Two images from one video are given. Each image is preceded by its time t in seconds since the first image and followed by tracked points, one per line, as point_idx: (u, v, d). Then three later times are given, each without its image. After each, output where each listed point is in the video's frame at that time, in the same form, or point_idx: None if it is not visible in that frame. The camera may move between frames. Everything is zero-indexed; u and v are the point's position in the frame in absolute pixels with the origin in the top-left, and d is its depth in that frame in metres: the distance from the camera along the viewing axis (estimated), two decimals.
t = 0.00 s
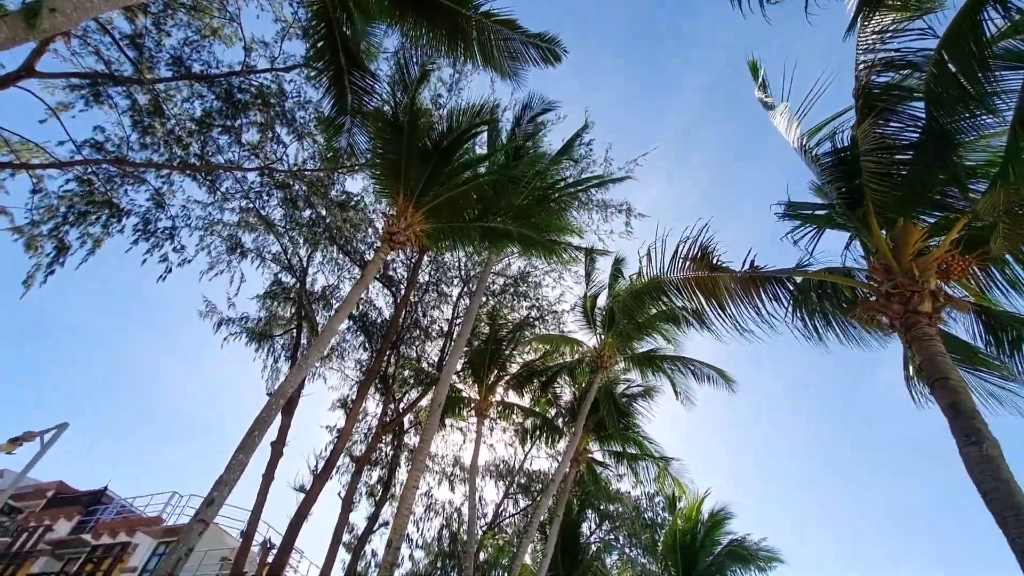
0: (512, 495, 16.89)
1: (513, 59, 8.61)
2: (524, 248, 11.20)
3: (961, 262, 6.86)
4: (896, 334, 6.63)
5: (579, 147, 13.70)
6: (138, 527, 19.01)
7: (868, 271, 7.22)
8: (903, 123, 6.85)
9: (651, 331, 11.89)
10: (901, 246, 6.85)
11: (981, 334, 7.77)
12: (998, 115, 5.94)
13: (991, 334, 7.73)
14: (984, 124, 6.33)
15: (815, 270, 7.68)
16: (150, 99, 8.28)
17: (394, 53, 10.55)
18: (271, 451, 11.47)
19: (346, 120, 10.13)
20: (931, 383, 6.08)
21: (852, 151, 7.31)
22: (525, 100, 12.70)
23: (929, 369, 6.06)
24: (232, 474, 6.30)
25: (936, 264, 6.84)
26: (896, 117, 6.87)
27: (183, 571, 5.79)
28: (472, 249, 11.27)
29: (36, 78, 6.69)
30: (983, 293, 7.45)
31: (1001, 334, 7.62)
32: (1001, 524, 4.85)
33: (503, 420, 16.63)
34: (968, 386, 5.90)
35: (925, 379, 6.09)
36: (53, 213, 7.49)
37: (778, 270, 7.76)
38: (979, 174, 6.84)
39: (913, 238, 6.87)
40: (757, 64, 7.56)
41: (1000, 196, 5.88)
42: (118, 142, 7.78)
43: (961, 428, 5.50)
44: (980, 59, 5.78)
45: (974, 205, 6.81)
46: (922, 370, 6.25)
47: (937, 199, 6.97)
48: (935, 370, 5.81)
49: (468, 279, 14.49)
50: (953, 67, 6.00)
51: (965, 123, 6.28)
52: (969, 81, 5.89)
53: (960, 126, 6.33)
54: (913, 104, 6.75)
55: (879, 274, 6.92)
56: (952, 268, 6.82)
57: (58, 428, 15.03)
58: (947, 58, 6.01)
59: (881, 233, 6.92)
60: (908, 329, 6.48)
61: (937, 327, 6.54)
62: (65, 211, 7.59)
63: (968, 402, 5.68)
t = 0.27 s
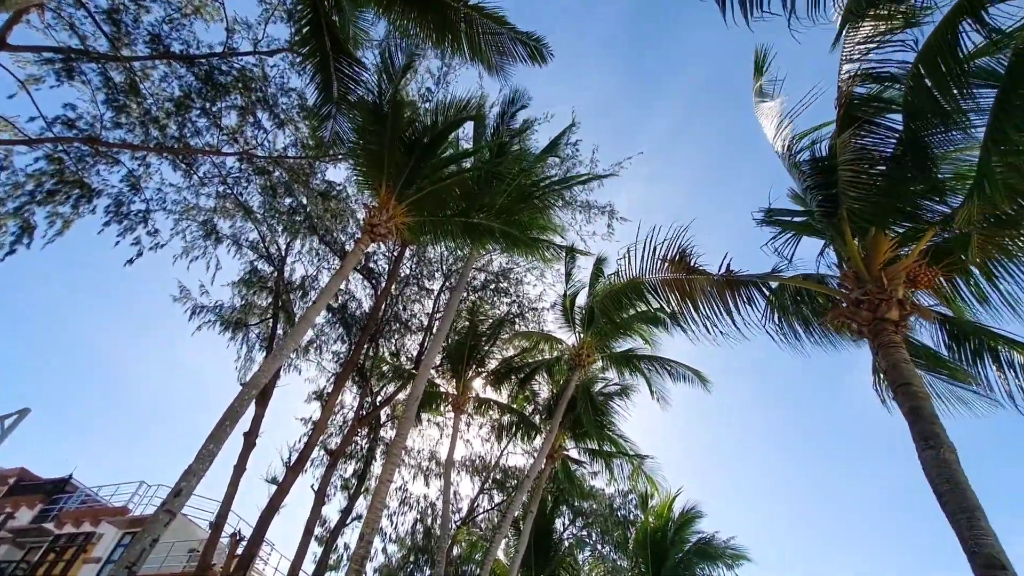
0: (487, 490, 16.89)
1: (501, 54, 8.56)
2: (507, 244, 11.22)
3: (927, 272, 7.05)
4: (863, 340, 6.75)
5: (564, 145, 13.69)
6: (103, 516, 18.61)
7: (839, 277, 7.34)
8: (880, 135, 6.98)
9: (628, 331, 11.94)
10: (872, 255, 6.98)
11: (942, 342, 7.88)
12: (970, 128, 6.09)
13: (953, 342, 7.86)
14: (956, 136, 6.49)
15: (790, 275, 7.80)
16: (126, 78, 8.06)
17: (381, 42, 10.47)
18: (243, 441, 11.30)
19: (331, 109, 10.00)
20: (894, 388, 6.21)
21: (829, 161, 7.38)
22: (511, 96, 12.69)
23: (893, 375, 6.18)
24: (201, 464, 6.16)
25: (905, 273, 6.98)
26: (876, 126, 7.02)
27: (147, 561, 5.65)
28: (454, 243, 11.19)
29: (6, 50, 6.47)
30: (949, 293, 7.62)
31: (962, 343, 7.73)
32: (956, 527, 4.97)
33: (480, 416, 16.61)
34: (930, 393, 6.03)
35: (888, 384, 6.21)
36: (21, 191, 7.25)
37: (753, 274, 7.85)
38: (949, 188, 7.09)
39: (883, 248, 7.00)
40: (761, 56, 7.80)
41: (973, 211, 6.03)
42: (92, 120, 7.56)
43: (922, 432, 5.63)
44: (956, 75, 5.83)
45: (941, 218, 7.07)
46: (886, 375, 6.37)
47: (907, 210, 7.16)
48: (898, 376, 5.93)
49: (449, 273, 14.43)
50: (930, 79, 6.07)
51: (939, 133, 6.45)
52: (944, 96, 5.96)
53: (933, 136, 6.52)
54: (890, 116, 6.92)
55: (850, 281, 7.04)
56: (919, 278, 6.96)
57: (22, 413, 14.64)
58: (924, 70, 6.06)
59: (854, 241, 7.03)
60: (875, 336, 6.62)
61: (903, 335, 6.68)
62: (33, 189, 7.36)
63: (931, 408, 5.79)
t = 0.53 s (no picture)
0: (473, 482, 16.92)
1: (501, 46, 8.50)
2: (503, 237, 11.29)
3: (914, 279, 7.13)
4: (848, 344, 6.79)
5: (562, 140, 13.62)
6: (86, 497, 18.48)
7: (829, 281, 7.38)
8: (875, 141, 7.11)
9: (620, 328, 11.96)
10: (861, 260, 6.96)
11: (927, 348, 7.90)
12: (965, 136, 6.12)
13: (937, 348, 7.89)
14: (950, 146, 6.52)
15: (781, 278, 7.85)
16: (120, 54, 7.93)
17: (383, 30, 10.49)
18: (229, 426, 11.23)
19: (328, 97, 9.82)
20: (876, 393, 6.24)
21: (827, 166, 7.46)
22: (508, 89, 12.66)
23: (876, 380, 6.21)
24: (184, 446, 6.12)
25: (893, 280, 6.98)
26: (872, 132, 7.10)
27: (126, 542, 5.60)
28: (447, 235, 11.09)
29: None
30: (932, 300, 7.58)
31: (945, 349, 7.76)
32: (930, 530, 5.00)
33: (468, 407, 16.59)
34: (912, 398, 6.07)
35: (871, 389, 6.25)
36: (9, 165, 7.13)
37: (742, 275, 7.92)
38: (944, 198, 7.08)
39: (873, 253, 7.01)
40: (772, 55, 7.81)
41: (964, 219, 6.09)
42: (83, 96, 7.45)
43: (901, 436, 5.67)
44: (955, 84, 5.79)
45: (932, 225, 7.07)
46: (869, 380, 6.40)
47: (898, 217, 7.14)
48: (880, 381, 5.97)
49: (442, 265, 14.38)
50: (927, 89, 6.04)
51: (934, 142, 6.49)
52: (943, 106, 5.91)
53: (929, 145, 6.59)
54: (885, 122, 7.06)
55: (839, 285, 7.09)
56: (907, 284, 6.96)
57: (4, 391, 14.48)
58: (922, 80, 6.01)
59: (844, 246, 7.04)
60: (860, 340, 6.64)
61: (888, 340, 6.71)
62: (21, 164, 7.24)
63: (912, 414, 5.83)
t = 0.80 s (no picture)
0: (454, 474, 16.91)
1: (499, 37, 8.44)
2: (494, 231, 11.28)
3: (896, 288, 7.25)
4: (829, 349, 6.96)
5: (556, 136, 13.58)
6: (61, 476, 18.24)
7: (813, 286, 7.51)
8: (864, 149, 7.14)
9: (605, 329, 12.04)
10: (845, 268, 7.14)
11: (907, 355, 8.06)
12: (954, 147, 6.16)
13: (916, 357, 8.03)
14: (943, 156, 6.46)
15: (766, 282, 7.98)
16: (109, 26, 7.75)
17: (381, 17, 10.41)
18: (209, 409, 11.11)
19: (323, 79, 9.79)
20: (853, 397, 6.43)
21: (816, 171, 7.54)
22: (504, 81, 12.58)
23: (852, 385, 6.40)
24: (161, 427, 6.03)
25: (875, 287, 7.14)
26: (864, 141, 7.09)
27: (98, 522, 5.53)
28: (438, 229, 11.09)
29: None
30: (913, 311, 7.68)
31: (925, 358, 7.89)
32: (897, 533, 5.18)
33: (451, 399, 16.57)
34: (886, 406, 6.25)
35: (848, 393, 6.43)
36: None
37: (728, 279, 7.97)
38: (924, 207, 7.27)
39: (857, 261, 7.17)
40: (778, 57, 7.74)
41: (946, 232, 6.15)
42: (71, 67, 7.28)
43: (875, 441, 5.83)
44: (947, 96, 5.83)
45: (916, 235, 7.04)
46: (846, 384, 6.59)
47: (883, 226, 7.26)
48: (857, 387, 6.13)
49: (432, 256, 14.31)
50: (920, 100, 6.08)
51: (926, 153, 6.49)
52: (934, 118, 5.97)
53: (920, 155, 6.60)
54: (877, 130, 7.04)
55: (822, 291, 7.26)
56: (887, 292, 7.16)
57: None
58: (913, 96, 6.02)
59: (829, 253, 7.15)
60: (840, 345, 6.81)
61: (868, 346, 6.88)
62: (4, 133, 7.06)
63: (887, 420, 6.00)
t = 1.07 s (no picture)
0: (428, 471, 16.78)
1: (488, 34, 8.37)
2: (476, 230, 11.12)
3: (866, 298, 7.41)
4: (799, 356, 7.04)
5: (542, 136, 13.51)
6: (22, 466, 17.73)
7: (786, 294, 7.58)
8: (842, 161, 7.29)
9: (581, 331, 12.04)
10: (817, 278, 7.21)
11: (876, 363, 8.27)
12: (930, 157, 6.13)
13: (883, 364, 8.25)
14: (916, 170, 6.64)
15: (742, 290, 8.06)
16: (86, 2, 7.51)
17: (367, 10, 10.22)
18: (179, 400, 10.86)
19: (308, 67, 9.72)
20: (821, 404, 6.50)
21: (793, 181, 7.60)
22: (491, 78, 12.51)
23: (821, 392, 6.48)
24: (126, 417, 5.85)
25: (846, 296, 7.27)
26: (842, 153, 7.24)
27: (56, 513, 5.34)
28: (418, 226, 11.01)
29: None
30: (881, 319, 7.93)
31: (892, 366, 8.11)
32: (859, 537, 5.28)
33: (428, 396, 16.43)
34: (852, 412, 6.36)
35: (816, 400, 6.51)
36: None
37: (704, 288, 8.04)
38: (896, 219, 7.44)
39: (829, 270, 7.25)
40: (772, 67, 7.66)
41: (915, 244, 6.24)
42: (44, 42, 7.04)
43: (839, 445, 5.94)
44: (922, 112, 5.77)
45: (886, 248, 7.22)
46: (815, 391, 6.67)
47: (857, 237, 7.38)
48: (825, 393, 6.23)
49: (413, 252, 14.18)
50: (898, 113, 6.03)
51: (902, 165, 6.60)
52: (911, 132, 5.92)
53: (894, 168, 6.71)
54: (856, 143, 7.19)
55: (794, 299, 7.33)
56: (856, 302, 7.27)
57: None
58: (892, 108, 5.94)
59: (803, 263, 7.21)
60: (810, 352, 6.88)
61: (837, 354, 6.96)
62: None
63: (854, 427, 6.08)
